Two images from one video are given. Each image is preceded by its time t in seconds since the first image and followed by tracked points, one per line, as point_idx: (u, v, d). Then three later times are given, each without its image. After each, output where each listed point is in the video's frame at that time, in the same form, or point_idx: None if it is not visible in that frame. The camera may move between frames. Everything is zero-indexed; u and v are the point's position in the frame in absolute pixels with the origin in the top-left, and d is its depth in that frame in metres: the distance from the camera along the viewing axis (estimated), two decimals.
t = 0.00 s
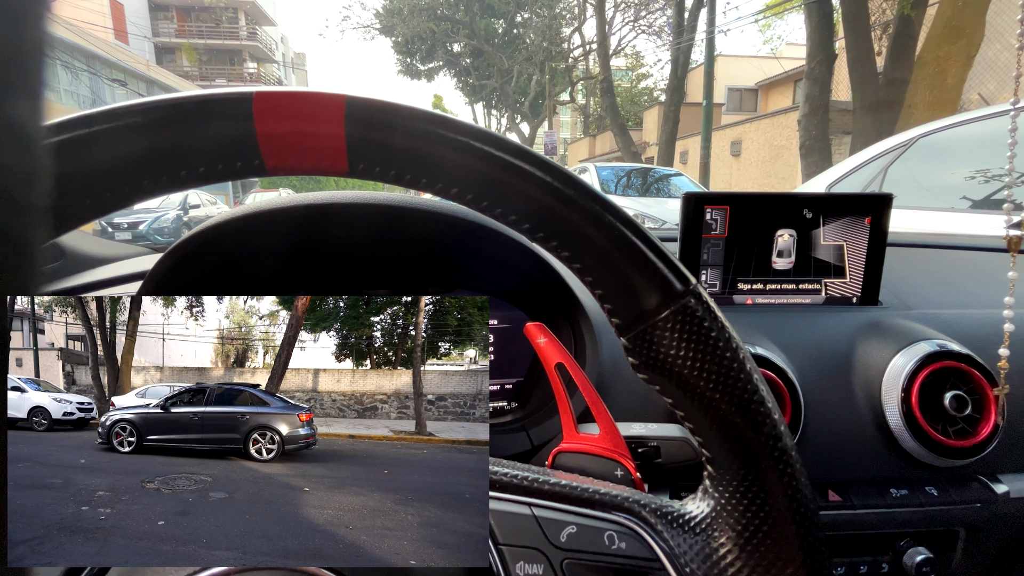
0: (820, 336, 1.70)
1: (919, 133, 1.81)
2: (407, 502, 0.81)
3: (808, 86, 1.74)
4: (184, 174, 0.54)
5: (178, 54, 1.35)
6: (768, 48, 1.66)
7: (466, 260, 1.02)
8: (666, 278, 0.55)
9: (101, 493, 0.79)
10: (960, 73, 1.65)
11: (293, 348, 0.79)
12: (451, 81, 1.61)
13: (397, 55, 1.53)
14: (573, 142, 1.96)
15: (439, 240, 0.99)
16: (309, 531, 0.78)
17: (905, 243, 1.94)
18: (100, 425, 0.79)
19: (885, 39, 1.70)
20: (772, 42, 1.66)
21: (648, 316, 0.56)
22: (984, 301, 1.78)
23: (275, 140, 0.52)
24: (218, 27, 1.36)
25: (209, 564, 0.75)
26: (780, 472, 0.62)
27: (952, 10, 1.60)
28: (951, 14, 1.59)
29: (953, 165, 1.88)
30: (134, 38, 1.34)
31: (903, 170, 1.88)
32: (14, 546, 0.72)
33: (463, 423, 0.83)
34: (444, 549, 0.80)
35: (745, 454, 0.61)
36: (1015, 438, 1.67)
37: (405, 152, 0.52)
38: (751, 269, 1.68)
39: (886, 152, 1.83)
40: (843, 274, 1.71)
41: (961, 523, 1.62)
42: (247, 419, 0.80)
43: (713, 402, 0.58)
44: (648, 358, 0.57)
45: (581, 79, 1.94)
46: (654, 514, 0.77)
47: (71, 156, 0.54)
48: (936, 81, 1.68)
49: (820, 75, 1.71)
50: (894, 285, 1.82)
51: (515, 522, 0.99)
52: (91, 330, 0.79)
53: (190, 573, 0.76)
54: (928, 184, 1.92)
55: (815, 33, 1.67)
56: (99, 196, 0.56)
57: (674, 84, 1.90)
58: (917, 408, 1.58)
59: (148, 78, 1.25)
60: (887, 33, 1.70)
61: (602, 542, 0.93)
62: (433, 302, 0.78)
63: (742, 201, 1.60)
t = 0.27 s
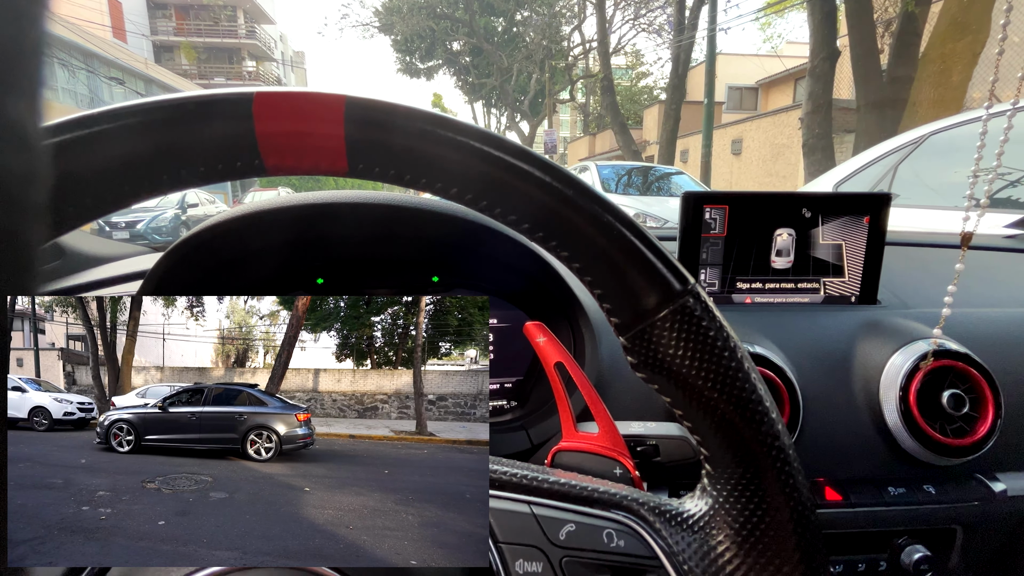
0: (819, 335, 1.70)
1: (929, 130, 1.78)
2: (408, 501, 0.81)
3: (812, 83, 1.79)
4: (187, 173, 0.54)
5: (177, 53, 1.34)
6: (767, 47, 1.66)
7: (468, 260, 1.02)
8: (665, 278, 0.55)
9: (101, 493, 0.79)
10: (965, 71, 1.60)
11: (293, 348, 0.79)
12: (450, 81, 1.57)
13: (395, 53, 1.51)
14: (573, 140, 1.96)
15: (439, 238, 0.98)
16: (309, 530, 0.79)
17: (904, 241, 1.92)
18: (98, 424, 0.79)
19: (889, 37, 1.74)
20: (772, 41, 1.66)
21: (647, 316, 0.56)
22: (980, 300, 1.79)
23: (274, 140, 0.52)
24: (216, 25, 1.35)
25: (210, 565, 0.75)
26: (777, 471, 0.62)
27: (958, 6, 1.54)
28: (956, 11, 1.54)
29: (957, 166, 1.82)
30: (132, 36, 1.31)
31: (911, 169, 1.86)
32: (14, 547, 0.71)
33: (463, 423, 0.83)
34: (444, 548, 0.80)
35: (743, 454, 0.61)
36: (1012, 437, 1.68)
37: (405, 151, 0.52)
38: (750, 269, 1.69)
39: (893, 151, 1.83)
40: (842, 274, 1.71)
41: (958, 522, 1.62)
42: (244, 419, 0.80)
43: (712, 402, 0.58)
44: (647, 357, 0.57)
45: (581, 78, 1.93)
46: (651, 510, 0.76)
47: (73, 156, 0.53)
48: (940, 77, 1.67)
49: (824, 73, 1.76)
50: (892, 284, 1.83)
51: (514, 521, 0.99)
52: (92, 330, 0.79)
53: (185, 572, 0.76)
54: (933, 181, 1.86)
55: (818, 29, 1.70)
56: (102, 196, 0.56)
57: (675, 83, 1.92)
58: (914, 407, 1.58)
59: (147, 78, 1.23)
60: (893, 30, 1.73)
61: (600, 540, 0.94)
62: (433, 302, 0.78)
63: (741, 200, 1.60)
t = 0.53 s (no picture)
0: (816, 334, 1.71)
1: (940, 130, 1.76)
2: (407, 501, 0.81)
3: (815, 82, 1.76)
4: (187, 173, 0.54)
5: (176, 52, 1.33)
6: (768, 46, 1.67)
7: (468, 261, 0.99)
8: (661, 277, 0.55)
9: (102, 493, 0.79)
10: (970, 69, 1.61)
11: (293, 348, 0.78)
12: (450, 80, 1.58)
13: (395, 52, 1.52)
14: (573, 139, 1.93)
15: (438, 236, 0.97)
16: (309, 530, 0.80)
17: (901, 242, 1.94)
18: (96, 424, 0.79)
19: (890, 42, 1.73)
20: (772, 41, 1.67)
21: (644, 315, 0.56)
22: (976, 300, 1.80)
23: (274, 142, 0.52)
24: (216, 25, 1.35)
25: (210, 564, 0.76)
26: (772, 468, 0.62)
27: (964, 5, 1.55)
28: (962, 9, 1.55)
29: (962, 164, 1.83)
30: (132, 35, 1.31)
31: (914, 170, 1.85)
32: (15, 546, 0.74)
33: (463, 423, 0.82)
34: (444, 548, 0.80)
35: (738, 451, 0.61)
36: (1009, 435, 1.68)
37: (403, 151, 0.52)
38: (747, 268, 1.68)
39: (902, 150, 1.80)
40: (840, 273, 1.71)
41: (956, 519, 1.62)
42: (242, 419, 0.79)
43: (708, 399, 0.58)
44: (644, 355, 0.57)
45: (582, 78, 1.93)
46: (653, 510, 0.77)
47: (74, 157, 0.53)
48: (944, 77, 1.69)
49: (828, 71, 1.74)
50: (889, 284, 1.83)
51: (512, 517, 0.98)
52: (92, 330, 0.80)
53: (178, 571, 0.78)
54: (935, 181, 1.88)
55: (821, 29, 1.69)
56: (103, 196, 0.56)
57: (675, 83, 1.92)
58: (911, 405, 1.59)
59: (145, 76, 1.23)
60: (896, 29, 1.71)
61: (598, 536, 0.94)
62: (433, 302, 0.77)
63: (739, 200, 1.60)
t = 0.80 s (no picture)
0: (816, 332, 1.70)
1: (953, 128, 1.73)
2: (408, 502, 0.82)
3: (821, 80, 1.74)
4: (186, 169, 0.54)
5: (176, 50, 1.31)
6: (770, 44, 1.68)
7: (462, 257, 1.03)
8: (658, 272, 0.55)
9: (102, 493, 0.79)
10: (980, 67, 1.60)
11: (293, 348, 0.78)
12: (452, 78, 1.56)
13: (397, 52, 1.53)
14: (573, 138, 1.91)
15: (435, 236, 1.00)
16: (310, 531, 0.80)
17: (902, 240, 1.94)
18: (94, 425, 0.79)
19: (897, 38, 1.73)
20: (774, 38, 1.67)
21: (641, 310, 0.56)
22: (978, 297, 1.79)
23: (272, 135, 0.51)
24: (217, 22, 1.33)
25: (210, 564, 0.76)
26: (769, 464, 0.62)
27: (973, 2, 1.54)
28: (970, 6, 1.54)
29: (970, 163, 1.81)
30: (132, 33, 1.29)
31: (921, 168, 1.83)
32: (15, 547, 0.72)
33: (463, 423, 0.82)
34: (444, 548, 0.80)
35: (735, 448, 0.61)
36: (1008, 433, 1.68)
37: (402, 147, 0.52)
38: (747, 265, 1.68)
39: (916, 147, 1.76)
40: (839, 271, 1.70)
41: (955, 517, 1.62)
42: (239, 418, 0.79)
43: (704, 395, 0.58)
44: (641, 351, 0.57)
45: (583, 76, 1.93)
46: (648, 507, 0.80)
47: (74, 150, 0.53)
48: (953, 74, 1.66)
49: (833, 69, 1.71)
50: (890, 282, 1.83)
51: (509, 512, 0.95)
52: (92, 329, 0.80)
53: (165, 572, 0.77)
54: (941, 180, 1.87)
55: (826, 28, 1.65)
56: (102, 190, 0.56)
57: (677, 81, 1.89)
58: (910, 403, 1.59)
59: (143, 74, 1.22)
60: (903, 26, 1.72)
61: (595, 532, 0.91)
62: (433, 302, 0.78)
63: (739, 197, 1.60)
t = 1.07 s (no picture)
0: (819, 330, 1.70)
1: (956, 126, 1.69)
2: (408, 502, 0.82)
3: (824, 77, 1.73)
4: (185, 160, 0.54)
5: (175, 46, 1.30)
6: (772, 40, 1.67)
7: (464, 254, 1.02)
8: (663, 266, 0.55)
9: (102, 493, 0.79)
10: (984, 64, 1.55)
11: (293, 348, 0.78)
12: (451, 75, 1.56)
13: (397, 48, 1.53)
14: (573, 136, 1.89)
15: (442, 232, 1.01)
16: (309, 530, 0.79)
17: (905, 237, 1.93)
18: (92, 424, 0.80)
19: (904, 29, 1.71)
20: (774, 36, 1.66)
21: (646, 305, 0.55)
22: (977, 295, 1.80)
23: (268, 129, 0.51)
24: (215, 19, 1.40)
25: (210, 564, 0.75)
26: (775, 459, 0.61)
27: None
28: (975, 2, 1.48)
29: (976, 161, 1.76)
30: (129, 29, 1.31)
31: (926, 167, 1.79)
32: (16, 546, 0.72)
33: (464, 423, 0.83)
34: (445, 549, 0.79)
35: (741, 444, 0.61)
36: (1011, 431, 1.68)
37: (405, 140, 0.52)
38: (749, 262, 1.68)
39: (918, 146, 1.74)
40: (842, 268, 1.71)
41: (958, 514, 1.63)
42: (237, 418, 0.80)
43: (710, 390, 0.58)
44: (646, 346, 0.57)
45: (583, 73, 1.93)
46: (654, 503, 0.76)
47: (73, 139, 0.53)
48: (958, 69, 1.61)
49: (835, 66, 1.70)
50: (892, 280, 1.83)
51: (512, 509, 0.96)
52: (92, 330, 0.80)
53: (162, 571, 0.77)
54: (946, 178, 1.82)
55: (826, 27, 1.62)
56: (100, 180, 0.55)
57: (679, 78, 1.88)
58: (913, 400, 1.59)
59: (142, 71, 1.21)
60: (908, 22, 1.70)
61: (598, 529, 0.92)
62: (433, 302, 0.78)
63: (741, 194, 1.60)
